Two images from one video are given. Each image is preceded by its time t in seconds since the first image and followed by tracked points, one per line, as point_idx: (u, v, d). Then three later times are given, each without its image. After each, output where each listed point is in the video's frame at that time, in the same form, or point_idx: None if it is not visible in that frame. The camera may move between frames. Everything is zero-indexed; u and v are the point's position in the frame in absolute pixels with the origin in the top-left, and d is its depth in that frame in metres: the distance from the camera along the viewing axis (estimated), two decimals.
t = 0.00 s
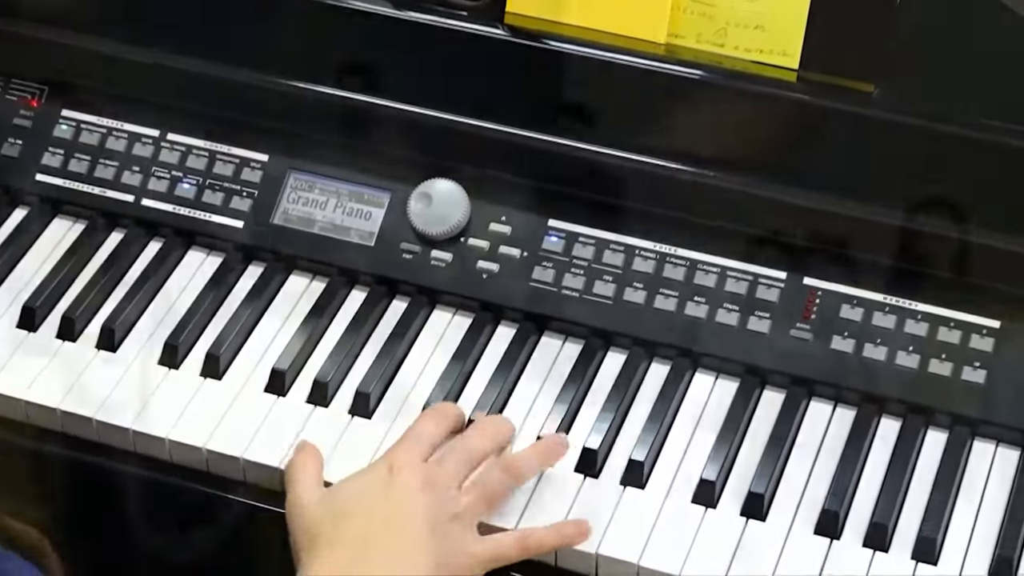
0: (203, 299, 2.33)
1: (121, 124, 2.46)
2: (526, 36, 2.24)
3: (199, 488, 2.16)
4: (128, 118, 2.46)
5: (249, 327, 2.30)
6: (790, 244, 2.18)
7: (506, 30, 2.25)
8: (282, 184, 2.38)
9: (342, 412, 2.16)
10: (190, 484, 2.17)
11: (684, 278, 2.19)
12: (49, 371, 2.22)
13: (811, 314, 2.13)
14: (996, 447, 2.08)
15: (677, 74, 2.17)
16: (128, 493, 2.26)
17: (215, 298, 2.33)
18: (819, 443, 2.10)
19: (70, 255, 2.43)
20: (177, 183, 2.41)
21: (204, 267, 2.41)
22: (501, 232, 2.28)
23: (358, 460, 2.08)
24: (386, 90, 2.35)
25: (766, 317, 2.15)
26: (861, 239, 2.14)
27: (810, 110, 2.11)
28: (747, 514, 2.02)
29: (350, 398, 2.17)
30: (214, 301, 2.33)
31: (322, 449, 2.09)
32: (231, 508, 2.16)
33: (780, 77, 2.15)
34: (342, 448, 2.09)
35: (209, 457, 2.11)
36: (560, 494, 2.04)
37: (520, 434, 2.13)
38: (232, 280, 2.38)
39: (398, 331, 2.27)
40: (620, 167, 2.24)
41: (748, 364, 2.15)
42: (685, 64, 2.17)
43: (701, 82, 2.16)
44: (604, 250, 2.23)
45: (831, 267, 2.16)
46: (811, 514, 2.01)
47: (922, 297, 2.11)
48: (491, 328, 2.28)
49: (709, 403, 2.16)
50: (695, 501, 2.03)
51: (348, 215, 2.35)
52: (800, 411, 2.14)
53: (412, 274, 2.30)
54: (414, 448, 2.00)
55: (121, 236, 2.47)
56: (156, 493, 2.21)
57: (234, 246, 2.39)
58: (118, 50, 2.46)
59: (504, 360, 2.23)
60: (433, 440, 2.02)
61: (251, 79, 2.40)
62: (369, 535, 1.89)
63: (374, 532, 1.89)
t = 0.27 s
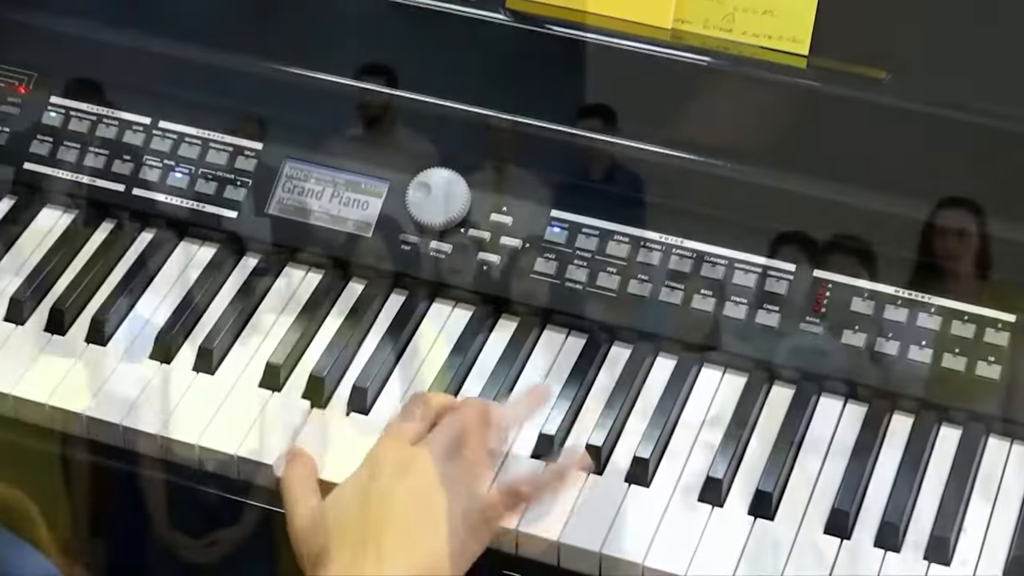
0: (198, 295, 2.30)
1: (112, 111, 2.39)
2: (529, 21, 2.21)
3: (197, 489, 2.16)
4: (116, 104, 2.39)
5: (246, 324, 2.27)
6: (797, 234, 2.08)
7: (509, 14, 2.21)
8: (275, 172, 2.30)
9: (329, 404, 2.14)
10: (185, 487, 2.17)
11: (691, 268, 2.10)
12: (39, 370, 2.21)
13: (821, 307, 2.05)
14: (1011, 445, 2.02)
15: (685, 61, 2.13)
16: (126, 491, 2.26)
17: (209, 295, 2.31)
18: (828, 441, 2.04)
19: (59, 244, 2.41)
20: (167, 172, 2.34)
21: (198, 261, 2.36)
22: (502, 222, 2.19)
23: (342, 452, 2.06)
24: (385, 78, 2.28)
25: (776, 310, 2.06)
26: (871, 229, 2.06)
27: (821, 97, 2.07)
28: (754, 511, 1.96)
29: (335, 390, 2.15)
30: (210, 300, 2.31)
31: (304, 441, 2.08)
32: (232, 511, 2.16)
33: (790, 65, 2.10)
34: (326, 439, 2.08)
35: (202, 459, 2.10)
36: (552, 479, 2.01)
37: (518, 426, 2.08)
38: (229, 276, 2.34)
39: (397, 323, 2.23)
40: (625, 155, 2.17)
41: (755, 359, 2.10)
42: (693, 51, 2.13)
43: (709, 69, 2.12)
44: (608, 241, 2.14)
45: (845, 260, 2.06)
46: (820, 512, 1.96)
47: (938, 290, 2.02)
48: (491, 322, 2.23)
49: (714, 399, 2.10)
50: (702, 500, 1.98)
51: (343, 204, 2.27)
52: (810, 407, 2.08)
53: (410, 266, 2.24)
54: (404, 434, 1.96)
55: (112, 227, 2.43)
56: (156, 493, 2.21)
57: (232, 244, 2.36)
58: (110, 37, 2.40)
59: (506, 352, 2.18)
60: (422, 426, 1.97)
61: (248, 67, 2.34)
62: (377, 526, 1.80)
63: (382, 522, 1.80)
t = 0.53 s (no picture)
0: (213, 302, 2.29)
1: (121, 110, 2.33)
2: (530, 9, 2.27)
3: (221, 497, 2.16)
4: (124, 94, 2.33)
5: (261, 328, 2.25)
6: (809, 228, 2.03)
7: (508, 2, 2.28)
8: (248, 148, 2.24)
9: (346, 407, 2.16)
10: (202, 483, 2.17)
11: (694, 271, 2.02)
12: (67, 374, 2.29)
13: (830, 304, 1.98)
14: None
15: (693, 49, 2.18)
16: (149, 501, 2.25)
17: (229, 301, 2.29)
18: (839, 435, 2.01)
19: (55, 240, 2.40)
20: (161, 163, 2.27)
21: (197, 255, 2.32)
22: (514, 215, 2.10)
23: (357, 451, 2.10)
24: (393, 72, 2.29)
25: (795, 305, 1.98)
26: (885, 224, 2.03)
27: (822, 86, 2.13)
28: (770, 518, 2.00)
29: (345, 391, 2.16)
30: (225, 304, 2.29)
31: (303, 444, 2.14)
32: (253, 516, 2.16)
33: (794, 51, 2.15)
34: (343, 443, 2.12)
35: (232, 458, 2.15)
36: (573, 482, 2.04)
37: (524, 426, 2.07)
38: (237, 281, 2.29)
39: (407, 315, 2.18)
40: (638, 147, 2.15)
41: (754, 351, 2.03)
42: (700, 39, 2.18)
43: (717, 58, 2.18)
44: (611, 235, 2.07)
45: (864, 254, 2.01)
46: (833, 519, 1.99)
47: (954, 287, 1.96)
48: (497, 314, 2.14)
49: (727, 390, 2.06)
50: (707, 502, 2.02)
51: (307, 188, 2.20)
52: (820, 407, 2.03)
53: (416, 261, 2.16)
54: (417, 440, 2.09)
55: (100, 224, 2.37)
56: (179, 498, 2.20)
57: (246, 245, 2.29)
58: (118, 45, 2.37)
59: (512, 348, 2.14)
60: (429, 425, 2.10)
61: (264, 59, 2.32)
62: (392, 541, 2.04)
63: (395, 538, 2.04)
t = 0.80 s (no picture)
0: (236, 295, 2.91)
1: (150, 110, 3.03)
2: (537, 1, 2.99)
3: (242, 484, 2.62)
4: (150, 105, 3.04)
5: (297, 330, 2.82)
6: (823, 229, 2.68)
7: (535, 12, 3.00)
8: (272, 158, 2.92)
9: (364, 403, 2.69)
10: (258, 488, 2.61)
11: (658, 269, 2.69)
12: (86, 375, 2.80)
13: (841, 303, 2.62)
14: None
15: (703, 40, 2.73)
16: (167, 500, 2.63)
17: (243, 295, 2.91)
18: (857, 416, 2.70)
19: (86, 252, 3.02)
20: (154, 158, 2.92)
21: (213, 254, 2.93)
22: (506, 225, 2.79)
23: (397, 461, 2.57)
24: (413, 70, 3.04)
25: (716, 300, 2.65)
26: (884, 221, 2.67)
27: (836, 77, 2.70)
28: (761, 515, 2.67)
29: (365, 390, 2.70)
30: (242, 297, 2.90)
31: (313, 464, 2.61)
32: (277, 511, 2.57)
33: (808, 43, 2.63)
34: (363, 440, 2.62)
35: (252, 456, 2.64)
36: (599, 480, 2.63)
37: (560, 427, 2.66)
38: (254, 277, 2.91)
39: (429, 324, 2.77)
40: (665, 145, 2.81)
41: (794, 352, 2.68)
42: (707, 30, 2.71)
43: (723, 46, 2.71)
44: (614, 231, 2.72)
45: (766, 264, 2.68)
46: (844, 511, 2.68)
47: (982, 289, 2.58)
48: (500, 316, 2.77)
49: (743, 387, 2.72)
50: (722, 506, 2.64)
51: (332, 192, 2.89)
52: (833, 404, 2.70)
53: (429, 262, 2.82)
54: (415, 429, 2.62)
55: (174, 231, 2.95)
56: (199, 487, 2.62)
57: (265, 254, 2.91)
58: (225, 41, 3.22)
59: (547, 360, 2.74)
60: (434, 421, 2.63)
61: (326, 61, 3.14)
62: (411, 542, 2.47)
63: (414, 538, 2.47)
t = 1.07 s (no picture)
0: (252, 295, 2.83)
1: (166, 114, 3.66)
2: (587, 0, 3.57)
3: (256, 484, 2.66)
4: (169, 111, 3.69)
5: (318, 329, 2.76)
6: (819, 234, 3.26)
7: (557, 45, 3.83)
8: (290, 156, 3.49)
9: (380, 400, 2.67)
10: (273, 485, 2.66)
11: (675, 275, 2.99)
12: (99, 373, 2.78)
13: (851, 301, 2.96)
14: None
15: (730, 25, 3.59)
16: (184, 500, 2.69)
17: (260, 296, 2.82)
18: (875, 415, 2.77)
19: (84, 238, 3.11)
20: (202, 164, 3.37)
21: (227, 258, 2.92)
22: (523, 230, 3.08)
23: (413, 458, 2.63)
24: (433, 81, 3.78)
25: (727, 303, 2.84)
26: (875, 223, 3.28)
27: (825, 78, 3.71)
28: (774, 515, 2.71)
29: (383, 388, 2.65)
30: (259, 298, 2.82)
31: (327, 468, 2.62)
32: (292, 510, 2.64)
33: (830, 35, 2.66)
34: (378, 440, 2.64)
35: (268, 454, 2.66)
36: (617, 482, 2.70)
37: (584, 428, 2.69)
38: (273, 277, 2.86)
39: (451, 323, 2.76)
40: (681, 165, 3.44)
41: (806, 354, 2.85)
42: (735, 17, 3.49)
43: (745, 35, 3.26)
44: (631, 226, 3.18)
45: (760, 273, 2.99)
46: (860, 510, 2.74)
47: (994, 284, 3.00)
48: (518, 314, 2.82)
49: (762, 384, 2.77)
50: (730, 507, 2.68)
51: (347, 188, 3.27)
52: (852, 404, 2.78)
53: (449, 263, 2.87)
54: (427, 431, 2.65)
55: (190, 231, 3.11)
56: (212, 488, 2.66)
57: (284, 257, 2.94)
58: (269, 34, 4.01)
59: (563, 356, 2.78)
60: (452, 420, 2.65)
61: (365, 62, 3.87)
62: (426, 543, 2.62)
63: (429, 541, 2.62)
